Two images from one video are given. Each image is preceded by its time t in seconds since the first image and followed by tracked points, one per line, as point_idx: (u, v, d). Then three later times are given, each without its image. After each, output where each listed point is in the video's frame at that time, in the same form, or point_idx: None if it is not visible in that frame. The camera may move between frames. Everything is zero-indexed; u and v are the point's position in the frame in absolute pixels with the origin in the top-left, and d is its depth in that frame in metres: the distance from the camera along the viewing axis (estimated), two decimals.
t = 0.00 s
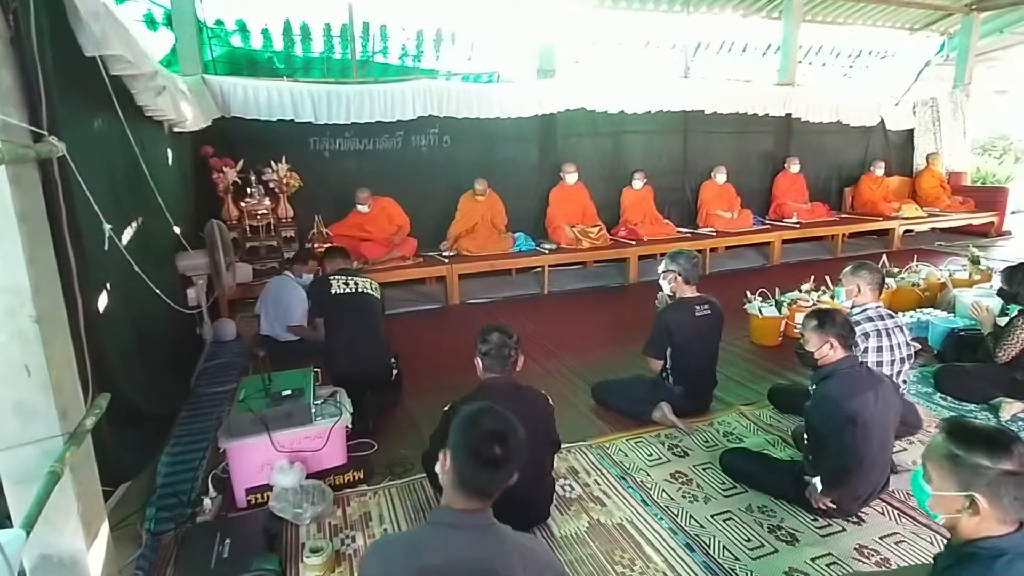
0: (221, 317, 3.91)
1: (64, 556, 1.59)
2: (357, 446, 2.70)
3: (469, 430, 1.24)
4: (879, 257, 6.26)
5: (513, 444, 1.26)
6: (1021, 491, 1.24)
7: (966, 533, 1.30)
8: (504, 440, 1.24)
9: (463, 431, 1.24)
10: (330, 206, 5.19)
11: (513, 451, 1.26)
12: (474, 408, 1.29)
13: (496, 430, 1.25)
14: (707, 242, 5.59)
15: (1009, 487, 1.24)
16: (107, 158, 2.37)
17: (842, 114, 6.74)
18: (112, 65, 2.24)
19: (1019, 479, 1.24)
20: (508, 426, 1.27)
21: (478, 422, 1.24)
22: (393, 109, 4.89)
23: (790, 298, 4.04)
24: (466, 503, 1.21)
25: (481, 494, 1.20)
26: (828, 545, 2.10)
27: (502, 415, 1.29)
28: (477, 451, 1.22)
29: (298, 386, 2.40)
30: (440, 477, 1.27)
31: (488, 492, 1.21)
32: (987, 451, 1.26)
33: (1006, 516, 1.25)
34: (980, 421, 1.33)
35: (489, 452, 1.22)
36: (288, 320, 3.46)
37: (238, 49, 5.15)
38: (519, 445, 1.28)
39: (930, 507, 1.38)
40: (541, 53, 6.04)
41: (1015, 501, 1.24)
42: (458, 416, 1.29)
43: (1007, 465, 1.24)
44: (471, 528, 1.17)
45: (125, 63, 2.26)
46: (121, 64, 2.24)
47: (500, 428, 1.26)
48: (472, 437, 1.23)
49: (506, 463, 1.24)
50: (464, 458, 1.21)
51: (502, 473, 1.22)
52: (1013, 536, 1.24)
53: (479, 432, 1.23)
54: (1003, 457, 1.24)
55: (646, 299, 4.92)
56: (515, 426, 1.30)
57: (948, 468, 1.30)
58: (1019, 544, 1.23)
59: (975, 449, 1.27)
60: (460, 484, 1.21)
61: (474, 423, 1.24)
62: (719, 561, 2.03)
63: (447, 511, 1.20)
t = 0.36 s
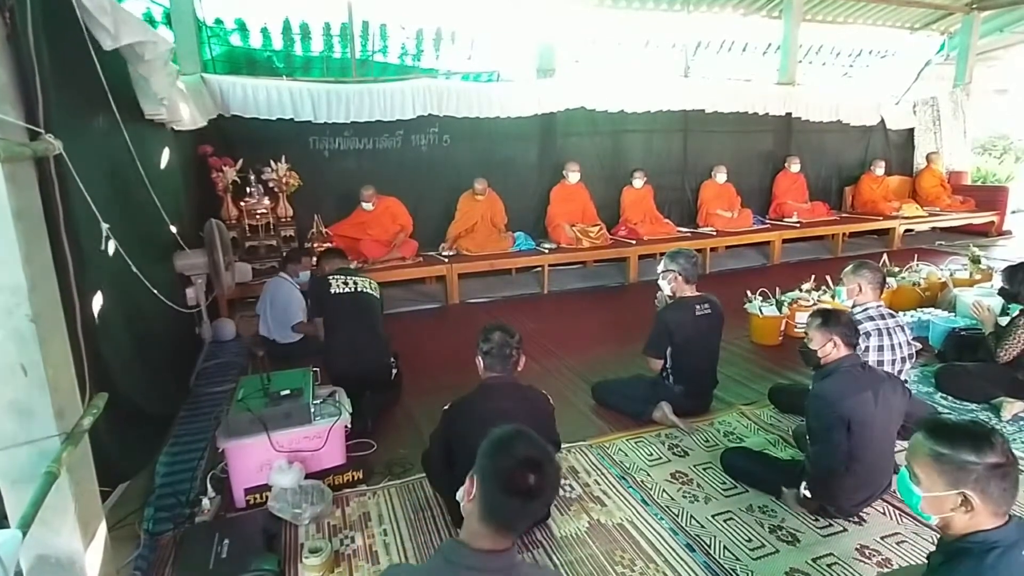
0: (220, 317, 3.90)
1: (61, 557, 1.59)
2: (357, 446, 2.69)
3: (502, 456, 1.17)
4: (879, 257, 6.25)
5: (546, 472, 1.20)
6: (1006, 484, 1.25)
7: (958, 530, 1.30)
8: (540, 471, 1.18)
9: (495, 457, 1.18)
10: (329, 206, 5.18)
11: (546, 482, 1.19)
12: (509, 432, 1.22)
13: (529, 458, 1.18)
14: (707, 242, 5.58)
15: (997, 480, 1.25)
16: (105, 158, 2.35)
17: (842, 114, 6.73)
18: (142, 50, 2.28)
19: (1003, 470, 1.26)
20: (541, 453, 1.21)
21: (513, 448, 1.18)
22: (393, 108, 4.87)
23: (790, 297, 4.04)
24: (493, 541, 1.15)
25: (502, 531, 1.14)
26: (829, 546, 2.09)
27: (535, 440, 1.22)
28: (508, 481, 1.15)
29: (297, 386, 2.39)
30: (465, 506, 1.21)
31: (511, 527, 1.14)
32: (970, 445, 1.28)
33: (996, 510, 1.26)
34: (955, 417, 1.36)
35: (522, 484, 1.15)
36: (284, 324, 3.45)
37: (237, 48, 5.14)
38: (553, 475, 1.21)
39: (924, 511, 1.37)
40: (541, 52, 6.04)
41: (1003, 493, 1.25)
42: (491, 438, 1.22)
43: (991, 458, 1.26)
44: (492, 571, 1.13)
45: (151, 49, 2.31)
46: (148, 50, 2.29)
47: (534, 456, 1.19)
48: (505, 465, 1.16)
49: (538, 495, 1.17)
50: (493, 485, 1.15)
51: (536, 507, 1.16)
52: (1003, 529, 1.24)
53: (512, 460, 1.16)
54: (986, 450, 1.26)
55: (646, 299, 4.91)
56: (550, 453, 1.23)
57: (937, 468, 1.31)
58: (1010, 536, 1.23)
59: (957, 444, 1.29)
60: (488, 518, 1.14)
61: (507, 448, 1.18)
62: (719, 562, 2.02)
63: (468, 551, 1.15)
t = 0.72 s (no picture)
0: (220, 316, 3.89)
1: (60, 557, 1.58)
2: (357, 446, 2.69)
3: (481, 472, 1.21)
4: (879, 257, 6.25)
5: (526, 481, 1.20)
6: (981, 500, 1.24)
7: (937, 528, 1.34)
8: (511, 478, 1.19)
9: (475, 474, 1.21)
10: (329, 205, 5.17)
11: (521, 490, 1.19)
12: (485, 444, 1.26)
13: (505, 467, 1.20)
14: (706, 241, 5.57)
15: (968, 493, 1.25)
16: (104, 158, 2.35)
17: (842, 113, 6.73)
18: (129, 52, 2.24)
19: (977, 488, 1.24)
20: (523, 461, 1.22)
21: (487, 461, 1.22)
22: (392, 108, 4.87)
23: (790, 296, 4.04)
24: (481, 559, 1.19)
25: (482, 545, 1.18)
26: (829, 545, 2.08)
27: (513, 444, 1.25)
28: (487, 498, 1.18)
29: (297, 386, 2.38)
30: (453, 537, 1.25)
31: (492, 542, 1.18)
32: (949, 456, 1.29)
33: (967, 520, 1.27)
34: (958, 425, 1.34)
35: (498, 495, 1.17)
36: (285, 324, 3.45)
37: (237, 47, 5.13)
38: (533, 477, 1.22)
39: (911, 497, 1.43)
40: (541, 52, 6.03)
41: (972, 508, 1.25)
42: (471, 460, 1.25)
43: (965, 473, 1.26)
44: None
45: (141, 49, 2.27)
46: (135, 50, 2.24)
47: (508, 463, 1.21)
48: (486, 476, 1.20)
49: (519, 508, 1.18)
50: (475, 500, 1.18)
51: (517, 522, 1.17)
52: (996, 533, 1.24)
53: (488, 473, 1.20)
54: (961, 464, 1.26)
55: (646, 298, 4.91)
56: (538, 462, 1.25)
57: (913, 468, 1.35)
58: (1002, 542, 1.23)
59: (938, 453, 1.30)
60: (475, 537, 1.19)
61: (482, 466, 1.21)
62: (720, 561, 2.02)
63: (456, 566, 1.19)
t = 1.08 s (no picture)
0: (219, 315, 3.89)
1: (57, 557, 1.58)
2: (356, 445, 2.69)
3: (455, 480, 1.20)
4: (879, 255, 6.24)
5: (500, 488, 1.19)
6: (955, 475, 1.28)
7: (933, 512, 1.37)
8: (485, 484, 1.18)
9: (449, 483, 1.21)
10: (328, 204, 5.17)
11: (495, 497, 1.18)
12: (459, 453, 1.26)
13: (479, 474, 1.20)
14: (706, 240, 5.56)
15: (942, 470, 1.30)
16: (100, 158, 2.35)
17: (842, 112, 6.71)
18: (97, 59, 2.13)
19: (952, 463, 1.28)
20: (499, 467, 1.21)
21: (460, 470, 1.21)
22: (391, 107, 4.86)
23: (789, 295, 4.03)
24: (457, 570, 1.17)
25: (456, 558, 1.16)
26: (828, 545, 2.08)
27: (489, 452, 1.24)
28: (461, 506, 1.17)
29: (294, 385, 2.38)
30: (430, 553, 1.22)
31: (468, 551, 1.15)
32: (935, 434, 1.34)
33: (942, 497, 1.30)
34: (962, 414, 1.37)
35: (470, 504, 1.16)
36: (284, 323, 3.44)
37: (236, 47, 5.12)
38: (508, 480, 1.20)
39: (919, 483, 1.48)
40: (541, 52, 6.06)
41: (943, 485, 1.30)
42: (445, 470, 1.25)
43: (945, 446, 1.31)
44: None
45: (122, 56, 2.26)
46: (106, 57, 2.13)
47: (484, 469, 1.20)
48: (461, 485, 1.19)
49: (491, 517, 1.16)
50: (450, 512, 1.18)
51: (492, 530, 1.16)
52: (987, 521, 1.23)
53: (462, 480, 1.20)
54: (941, 440, 1.32)
55: (646, 298, 4.90)
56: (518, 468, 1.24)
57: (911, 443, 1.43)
58: (993, 530, 1.21)
59: (930, 431, 1.36)
60: (449, 549, 1.17)
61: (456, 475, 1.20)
62: (718, 561, 2.01)
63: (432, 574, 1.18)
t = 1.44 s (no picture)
0: (218, 315, 3.88)
1: (54, 558, 1.58)
2: (354, 446, 2.68)
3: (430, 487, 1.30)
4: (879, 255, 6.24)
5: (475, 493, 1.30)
6: (970, 468, 1.27)
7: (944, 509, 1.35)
8: (460, 494, 1.29)
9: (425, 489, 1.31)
10: (328, 204, 5.17)
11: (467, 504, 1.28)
12: (432, 464, 1.35)
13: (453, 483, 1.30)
14: (706, 240, 5.56)
15: (958, 461, 1.29)
16: (99, 158, 2.35)
17: (842, 111, 6.70)
18: (75, 62, 1.97)
19: (972, 454, 1.28)
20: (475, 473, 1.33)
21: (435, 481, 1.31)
22: (390, 106, 4.85)
23: (789, 295, 4.01)
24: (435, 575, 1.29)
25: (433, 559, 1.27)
26: (827, 546, 2.08)
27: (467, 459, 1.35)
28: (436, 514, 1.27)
29: (292, 386, 2.38)
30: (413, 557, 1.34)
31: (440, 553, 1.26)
32: (957, 428, 1.34)
33: (953, 490, 1.29)
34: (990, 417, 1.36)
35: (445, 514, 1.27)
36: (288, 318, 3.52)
37: (235, 46, 5.12)
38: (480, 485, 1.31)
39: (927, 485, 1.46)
40: (540, 51, 6.03)
41: (956, 477, 1.28)
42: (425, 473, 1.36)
43: (965, 438, 1.31)
44: None
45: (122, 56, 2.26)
46: (85, 62, 1.96)
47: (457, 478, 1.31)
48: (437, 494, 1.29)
49: (466, 527, 1.27)
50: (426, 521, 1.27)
51: (463, 541, 1.26)
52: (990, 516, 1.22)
53: (435, 492, 1.29)
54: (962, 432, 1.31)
55: (645, 298, 4.90)
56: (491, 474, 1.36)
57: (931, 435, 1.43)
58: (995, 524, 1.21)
59: (952, 427, 1.36)
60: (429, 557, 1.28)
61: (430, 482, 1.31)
62: (717, 562, 2.01)
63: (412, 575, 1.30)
